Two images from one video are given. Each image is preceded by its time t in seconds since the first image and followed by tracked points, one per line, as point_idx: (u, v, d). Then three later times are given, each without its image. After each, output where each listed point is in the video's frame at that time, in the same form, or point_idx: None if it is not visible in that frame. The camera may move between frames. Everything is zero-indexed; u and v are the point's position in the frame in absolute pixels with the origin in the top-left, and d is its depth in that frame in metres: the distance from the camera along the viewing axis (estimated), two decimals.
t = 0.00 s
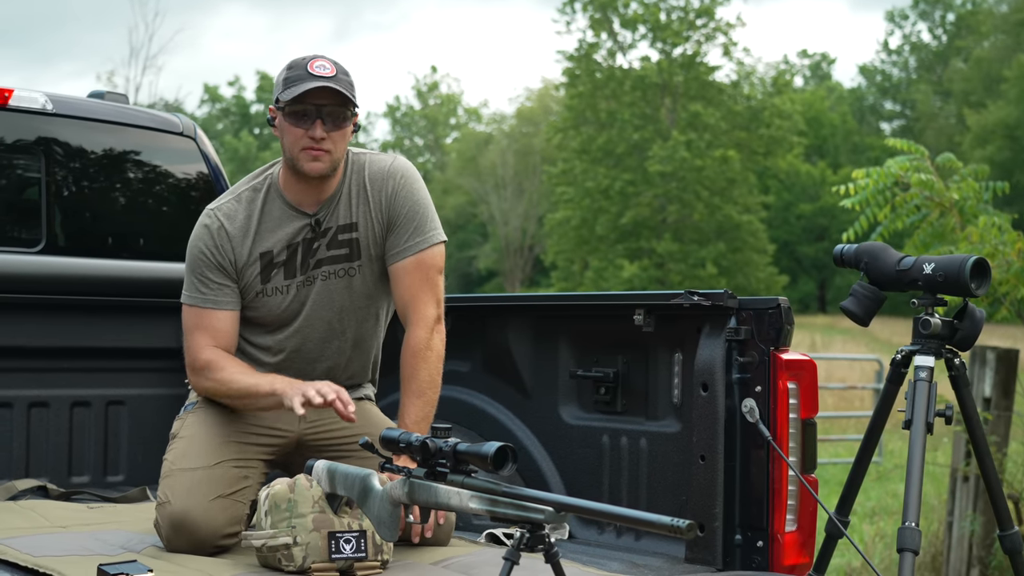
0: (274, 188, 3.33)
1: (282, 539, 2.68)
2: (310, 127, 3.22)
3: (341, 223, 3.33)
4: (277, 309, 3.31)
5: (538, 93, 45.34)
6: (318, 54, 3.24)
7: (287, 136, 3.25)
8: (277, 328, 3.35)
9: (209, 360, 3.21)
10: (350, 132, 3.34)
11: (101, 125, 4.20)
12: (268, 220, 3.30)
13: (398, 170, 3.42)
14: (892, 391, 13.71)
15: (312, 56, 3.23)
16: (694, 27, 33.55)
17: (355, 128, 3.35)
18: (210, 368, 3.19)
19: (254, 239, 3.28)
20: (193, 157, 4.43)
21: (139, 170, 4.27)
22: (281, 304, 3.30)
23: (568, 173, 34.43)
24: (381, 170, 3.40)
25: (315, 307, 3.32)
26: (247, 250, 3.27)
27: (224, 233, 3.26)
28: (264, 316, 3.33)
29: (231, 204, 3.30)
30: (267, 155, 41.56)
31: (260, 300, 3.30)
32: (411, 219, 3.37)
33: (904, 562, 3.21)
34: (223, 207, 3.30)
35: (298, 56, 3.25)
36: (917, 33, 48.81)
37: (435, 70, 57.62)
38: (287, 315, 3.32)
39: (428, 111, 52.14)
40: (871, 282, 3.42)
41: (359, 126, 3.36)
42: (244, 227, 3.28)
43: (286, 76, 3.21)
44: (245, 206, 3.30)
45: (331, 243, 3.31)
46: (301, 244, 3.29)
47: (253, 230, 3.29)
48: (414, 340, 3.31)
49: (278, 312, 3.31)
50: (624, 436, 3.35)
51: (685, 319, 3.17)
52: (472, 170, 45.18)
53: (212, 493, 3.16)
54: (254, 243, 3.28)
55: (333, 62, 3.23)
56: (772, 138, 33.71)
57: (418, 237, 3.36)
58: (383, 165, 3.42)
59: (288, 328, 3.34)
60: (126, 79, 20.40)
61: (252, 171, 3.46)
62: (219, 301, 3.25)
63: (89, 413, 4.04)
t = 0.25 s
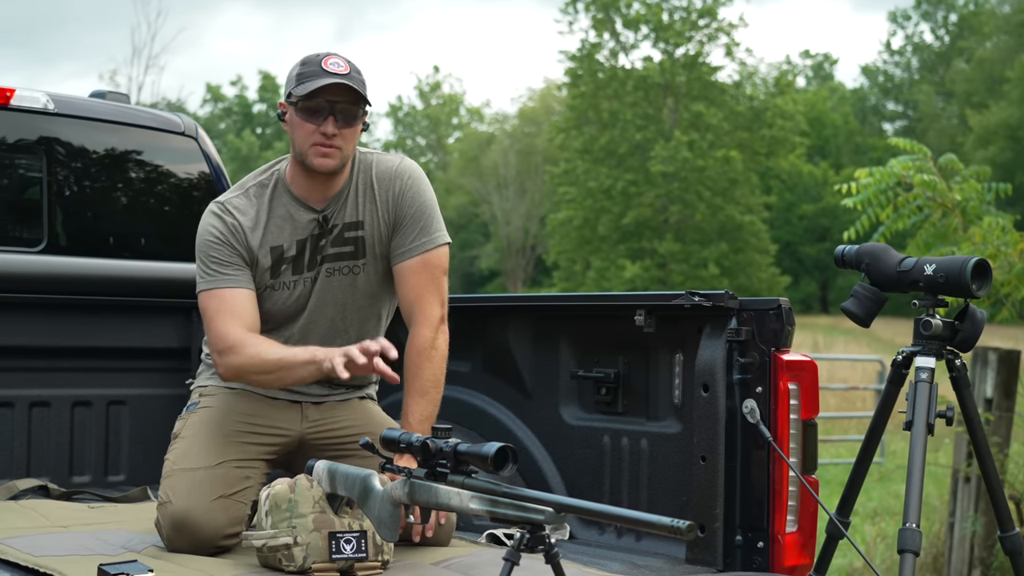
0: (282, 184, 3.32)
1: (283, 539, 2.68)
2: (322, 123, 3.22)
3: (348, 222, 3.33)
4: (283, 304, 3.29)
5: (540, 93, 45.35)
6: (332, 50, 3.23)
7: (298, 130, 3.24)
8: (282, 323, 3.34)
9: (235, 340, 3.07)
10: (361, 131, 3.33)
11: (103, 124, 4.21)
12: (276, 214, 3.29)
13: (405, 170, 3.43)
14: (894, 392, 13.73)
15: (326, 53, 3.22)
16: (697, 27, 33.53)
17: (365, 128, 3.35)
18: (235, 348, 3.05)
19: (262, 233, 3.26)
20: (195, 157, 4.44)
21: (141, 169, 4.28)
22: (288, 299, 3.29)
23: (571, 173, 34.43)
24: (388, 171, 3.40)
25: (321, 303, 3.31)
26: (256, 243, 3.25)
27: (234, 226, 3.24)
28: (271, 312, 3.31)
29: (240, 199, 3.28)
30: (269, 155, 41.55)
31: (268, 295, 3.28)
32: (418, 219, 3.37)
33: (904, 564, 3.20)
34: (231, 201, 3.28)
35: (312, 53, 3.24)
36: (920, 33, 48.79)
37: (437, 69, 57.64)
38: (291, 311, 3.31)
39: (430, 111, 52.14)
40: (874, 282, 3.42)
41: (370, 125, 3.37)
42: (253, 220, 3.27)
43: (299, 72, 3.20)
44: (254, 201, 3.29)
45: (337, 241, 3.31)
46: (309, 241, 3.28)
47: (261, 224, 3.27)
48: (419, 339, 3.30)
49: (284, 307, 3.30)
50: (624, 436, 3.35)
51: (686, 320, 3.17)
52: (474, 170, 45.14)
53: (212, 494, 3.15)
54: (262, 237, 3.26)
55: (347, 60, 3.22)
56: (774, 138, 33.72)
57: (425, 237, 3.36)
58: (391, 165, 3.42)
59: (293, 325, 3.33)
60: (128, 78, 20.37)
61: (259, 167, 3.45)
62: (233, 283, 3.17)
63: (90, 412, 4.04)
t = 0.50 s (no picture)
0: (293, 183, 3.33)
1: (283, 540, 2.68)
2: (340, 123, 3.21)
3: (358, 222, 3.34)
4: (292, 303, 3.29)
5: (542, 93, 45.33)
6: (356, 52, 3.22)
7: (316, 128, 3.23)
8: (290, 323, 3.34)
9: (245, 330, 3.06)
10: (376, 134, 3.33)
11: (104, 126, 4.21)
12: (287, 212, 3.29)
13: (415, 174, 3.43)
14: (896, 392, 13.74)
15: (349, 54, 3.21)
16: (699, 27, 33.51)
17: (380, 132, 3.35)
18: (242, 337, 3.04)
19: (273, 230, 3.26)
20: (196, 158, 4.43)
21: (142, 171, 4.28)
22: (298, 296, 3.28)
23: (572, 173, 34.41)
24: (398, 173, 3.41)
25: (329, 302, 3.31)
26: (267, 239, 3.25)
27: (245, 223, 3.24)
28: (280, 311, 3.31)
29: (250, 196, 3.28)
30: (271, 155, 41.55)
31: (278, 293, 3.28)
32: (427, 222, 3.37)
33: (906, 564, 3.20)
34: (241, 198, 3.28)
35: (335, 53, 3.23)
36: (922, 33, 48.76)
37: (439, 69, 57.65)
38: (300, 310, 3.31)
39: (432, 111, 52.15)
40: (874, 283, 3.42)
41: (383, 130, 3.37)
42: (264, 217, 3.27)
43: (321, 71, 3.19)
44: (265, 199, 3.29)
45: (345, 241, 3.31)
46: (319, 240, 3.29)
47: (272, 221, 3.27)
48: (425, 341, 3.30)
49: (294, 306, 3.30)
50: (626, 437, 3.34)
51: (687, 320, 3.17)
52: (475, 171, 45.06)
53: (214, 495, 3.14)
54: (272, 234, 3.26)
55: (370, 62, 3.21)
56: (775, 138, 33.70)
57: (433, 240, 3.36)
58: (401, 168, 3.43)
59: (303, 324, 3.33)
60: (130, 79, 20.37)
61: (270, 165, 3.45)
62: (245, 274, 3.16)
63: (92, 413, 4.05)
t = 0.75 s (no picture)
0: (300, 180, 3.33)
1: (285, 540, 2.67)
2: (345, 114, 3.22)
3: (364, 221, 3.33)
4: (298, 301, 3.30)
5: (543, 92, 45.35)
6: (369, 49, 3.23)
7: (322, 119, 3.25)
8: (296, 321, 3.34)
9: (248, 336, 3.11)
10: (386, 133, 3.33)
11: (106, 127, 4.21)
12: (294, 209, 3.30)
13: (422, 176, 3.43)
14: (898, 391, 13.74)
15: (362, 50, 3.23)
16: (700, 27, 33.50)
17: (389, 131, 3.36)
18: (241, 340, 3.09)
19: (280, 229, 3.27)
20: (197, 159, 4.44)
21: (144, 171, 4.28)
22: (301, 294, 3.29)
23: (574, 173, 34.41)
24: (405, 174, 3.41)
25: (334, 301, 3.31)
26: (274, 236, 3.25)
27: (254, 220, 3.25)
28: (285, 308, 3.32)
29: (257, 194, 3.29)
30: (273, 156, 41.55)
31: (282, 290, 3.28)
32: (432, 224, 3.37)
33: (907, 563, 3.19)
34: (249, 196, 3.29)
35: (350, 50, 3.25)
36: (924, 32, 48.75)
37: (441, 70, 57.69)
38: (304, 308, 3.31)
39: (434, 111, 52.15)
40: (875, 282, 3.42)
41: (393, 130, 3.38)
42: (270, 215, 3.27)
43: (332, 63, 3.22)
44: (272, 196, 3.30)
45: (351, 240, 3.31)
46: (324, 238, 3.29)
47: (279, 220, 3.28)
48: (428, 341, 3.30)
49: (298, 304, 3.30)
50: (627, 436, 3.34)
51: (688, 319, 3.17)
52: (477, 171, 45.03)
53: (215, 495, 3.15)
54: (278, 233, 3.27)
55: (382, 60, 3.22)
56: (778, 138, 33.69)
57: (438, 242, 3.36)
58: (408, 169, 3.43)
59: (306, 323, 3.32)
60: (132, 79, 20.37)
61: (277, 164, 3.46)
62: (254, 273, 3.19)
63: (94, 414, 4.05)
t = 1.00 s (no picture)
0: (303, 181, 3.34)
1: (289, 541, 2.67)
2: (346, 114, 3.23)
3: (366, 222, 3.34)
4: (300, 301, 3.30)
5: (546, 93, 45.36)
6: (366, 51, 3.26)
7: (323, 121, 3.26)
8: (300, 322, 3.34)
9: (244, 338, 3.12)
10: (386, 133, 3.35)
11: (109, 128, 4.22)
12: (296, 211, 3.31)
13: (425, 176, 3.43)
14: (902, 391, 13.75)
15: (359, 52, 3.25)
16: (703, 26, 33.52)
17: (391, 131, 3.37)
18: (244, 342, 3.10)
19: (282, 230, 3.28)
20: (200, 160, 4.44)
21: (147, 173, 4.29)
22: (303, 295, 3.29)
23: (577, 173, 34.40)
24: (408, 175, 3.41)
25: (337, 301, 3.31)
26: (275, 238, 3.26)
27: (256, 222, 3.26)
28: (287, 309, 3.32)
29: (260, 195, 3.30)
30: (277, 157, 41.55)
31: (284, 290, 3.29)
32: (435, 225, 3.37)
33: (912, 563, 3.19)
34: (251, 197, 3.30)
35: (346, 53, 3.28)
36: (927, 31, 48.72)
37: (444, 70, 57.73)
38: (307, 309, 3.31)
39: (437, 112, 52.17)
40: (879, 281, 3.41)
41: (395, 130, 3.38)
42: (273, 216, 3.28)
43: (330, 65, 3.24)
44: (275, 197, 3.31)
45: (354, 241, 3.31)
46: (327, 239, 3.29)
47: (281, 221, 3.29)
48: (432, 341, 3.31)
49: (301, 304, 3.31)
50: (631, 437, 3.34)
51: (691, 320, 3.17)
52: (481, 171, 45.07)
53: (219, 496, 3.15)
54: (280, 234, 3.28)
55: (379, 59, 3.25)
56: (781, 137, 33.69)
57: (441, 242, 3.36)
58: (410, 170, 3.43)
59: (308, 324, 3.33)
60: (135, 81, 20.38)
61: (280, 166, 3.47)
62: (255, 275, 3.20)
63: (98, 415, 4.05)
